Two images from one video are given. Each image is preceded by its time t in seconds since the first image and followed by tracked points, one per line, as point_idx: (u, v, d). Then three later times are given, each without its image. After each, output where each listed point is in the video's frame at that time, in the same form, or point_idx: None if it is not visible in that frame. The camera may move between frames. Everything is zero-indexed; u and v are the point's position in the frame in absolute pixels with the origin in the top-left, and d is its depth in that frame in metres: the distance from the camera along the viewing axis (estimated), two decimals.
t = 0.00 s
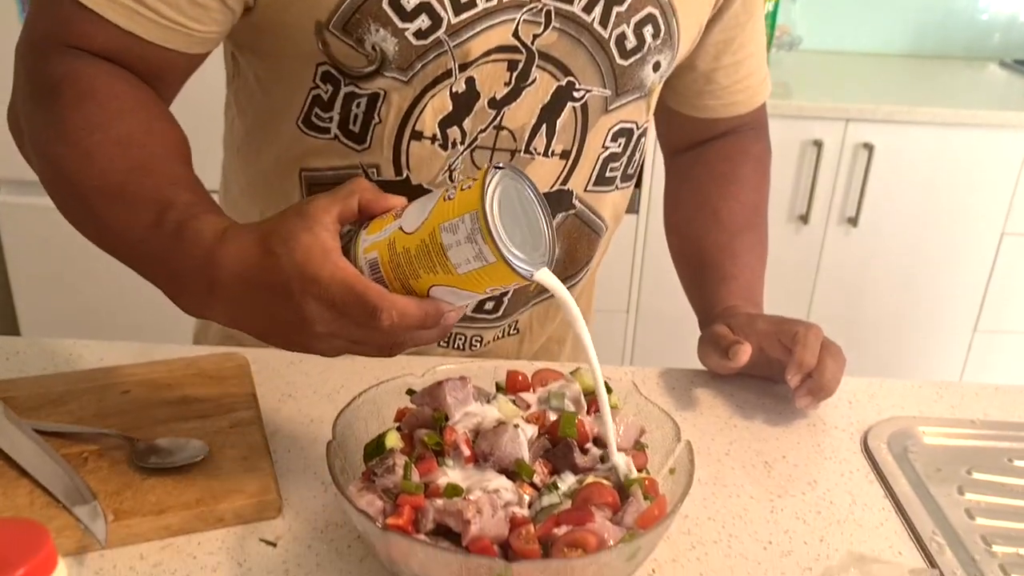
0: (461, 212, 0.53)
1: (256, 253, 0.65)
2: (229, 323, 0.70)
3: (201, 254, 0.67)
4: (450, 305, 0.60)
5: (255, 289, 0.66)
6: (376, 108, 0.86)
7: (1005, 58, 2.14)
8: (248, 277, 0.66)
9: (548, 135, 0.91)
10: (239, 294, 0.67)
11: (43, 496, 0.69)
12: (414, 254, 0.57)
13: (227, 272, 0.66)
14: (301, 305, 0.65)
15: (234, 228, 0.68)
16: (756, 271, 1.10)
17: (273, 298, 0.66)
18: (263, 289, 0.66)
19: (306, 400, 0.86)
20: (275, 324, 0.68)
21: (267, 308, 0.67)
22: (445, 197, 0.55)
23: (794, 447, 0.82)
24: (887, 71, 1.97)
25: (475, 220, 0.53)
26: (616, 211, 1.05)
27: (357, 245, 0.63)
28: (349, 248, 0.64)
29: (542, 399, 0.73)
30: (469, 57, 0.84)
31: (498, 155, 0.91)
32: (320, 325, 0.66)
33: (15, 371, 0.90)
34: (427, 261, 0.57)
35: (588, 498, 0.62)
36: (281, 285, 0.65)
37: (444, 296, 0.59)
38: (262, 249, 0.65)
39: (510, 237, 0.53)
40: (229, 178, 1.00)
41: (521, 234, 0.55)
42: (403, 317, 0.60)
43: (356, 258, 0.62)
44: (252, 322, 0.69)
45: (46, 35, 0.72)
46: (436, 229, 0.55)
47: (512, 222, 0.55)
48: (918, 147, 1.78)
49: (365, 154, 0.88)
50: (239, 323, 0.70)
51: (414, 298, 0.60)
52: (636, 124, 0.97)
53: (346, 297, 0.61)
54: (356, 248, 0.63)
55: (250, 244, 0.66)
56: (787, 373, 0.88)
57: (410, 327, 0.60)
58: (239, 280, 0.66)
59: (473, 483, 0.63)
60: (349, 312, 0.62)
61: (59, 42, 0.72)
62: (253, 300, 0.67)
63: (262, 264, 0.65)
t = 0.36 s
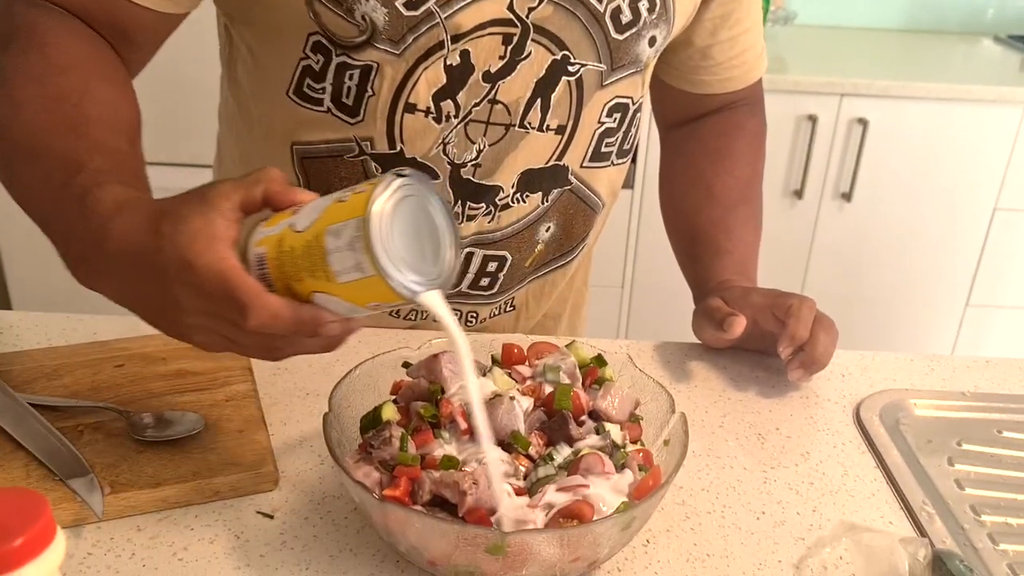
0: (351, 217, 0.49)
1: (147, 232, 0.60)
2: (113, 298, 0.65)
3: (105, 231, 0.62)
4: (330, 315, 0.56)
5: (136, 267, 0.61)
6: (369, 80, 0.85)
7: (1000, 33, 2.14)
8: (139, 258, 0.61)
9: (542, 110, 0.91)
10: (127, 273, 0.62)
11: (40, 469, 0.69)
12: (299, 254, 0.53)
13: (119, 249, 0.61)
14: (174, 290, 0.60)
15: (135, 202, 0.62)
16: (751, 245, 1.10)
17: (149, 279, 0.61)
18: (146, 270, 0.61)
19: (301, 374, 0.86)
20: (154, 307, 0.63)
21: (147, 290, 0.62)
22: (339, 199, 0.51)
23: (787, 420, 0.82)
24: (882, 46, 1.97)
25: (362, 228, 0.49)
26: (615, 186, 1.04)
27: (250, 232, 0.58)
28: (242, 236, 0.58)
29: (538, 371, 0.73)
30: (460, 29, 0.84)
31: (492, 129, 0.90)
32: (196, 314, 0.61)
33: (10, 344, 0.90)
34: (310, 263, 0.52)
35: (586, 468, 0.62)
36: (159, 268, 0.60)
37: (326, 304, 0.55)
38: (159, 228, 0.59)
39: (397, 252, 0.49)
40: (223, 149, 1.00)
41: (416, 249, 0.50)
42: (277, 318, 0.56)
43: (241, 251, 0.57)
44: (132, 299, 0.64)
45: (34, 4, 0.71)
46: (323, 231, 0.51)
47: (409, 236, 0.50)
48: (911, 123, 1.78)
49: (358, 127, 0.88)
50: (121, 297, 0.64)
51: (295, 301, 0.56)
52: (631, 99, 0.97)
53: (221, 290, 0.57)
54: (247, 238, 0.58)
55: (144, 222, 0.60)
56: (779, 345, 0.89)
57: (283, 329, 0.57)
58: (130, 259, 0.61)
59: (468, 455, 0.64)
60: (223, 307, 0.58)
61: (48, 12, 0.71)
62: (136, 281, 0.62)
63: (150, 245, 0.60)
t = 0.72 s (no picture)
0: (286, 201, 0.57)
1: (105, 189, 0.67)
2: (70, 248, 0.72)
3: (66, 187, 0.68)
4: (270, 286, 0.64)
5: (91, 224, 0.68)
6: (357, 58, 0.85)
7: (995, 19, 2.14)
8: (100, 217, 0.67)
9: (532, 90, 0.91)
10: (84, 228, 0.68)
11: (41, 446, 0.69)
12: (242, 226, 0.61)
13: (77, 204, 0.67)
14: (127, 250, 0.67)
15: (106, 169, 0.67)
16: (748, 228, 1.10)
17: (103, 235, 0.68)
18: (98, 227, 0.67)
19: (300, 353, 0.87)
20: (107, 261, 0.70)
21: (101, 247, 0.69)
22: (279, 182, 0.59)
23: (782, 400, 0.83)
24: (879, 32, 1.97)
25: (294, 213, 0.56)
26: (606, 169, 1.04)
27: (202, 198, 0.66)
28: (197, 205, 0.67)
29: (537, 350, 0.73)
30: (444, 4, 0.83)
31: (481, 110, 0.90)
32: (144, 274, 0.68)
33: (9, 323, 0.90)
34: (250, 236, 0.60)
35: (584, 446, 0.62)
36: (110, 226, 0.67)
37: (262, 272, 0.63)
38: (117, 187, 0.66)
39: (324, 234, 0.57)
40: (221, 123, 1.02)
41: (339, 230, 0.59)
42: (216, 282, 0.63)
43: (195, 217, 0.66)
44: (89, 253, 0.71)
45: None
46: (263, 210, 0.59)
47: (335, 221, 0.58)
48: (907, 108, 1.79)
49: (348, 106, 0.88)
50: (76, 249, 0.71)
51: (234, 266, 0.64)
52: (624, 81, 0.97)
53: (168, 254, 0.64)
54: (199, 205, 0.66)
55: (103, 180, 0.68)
56: (773, 326, 0.90)
57: (223, 293, 0.64)
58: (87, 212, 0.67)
59: (468, 434, 0.64)
60: (168, 268, 0.65)
61: None
62: (93, 237, 0.68)
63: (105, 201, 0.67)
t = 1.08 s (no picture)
0: (359, 179, 0.57)
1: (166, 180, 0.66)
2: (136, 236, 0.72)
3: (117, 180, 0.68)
4: (341, 255, 0.63)
5: (160, 213, 0.68)
6: (350, 48, 0.85)
7: (988, 9, 2.14)
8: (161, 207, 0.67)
9: (525, 81, 0.91)
10: (154, 218, 0.68)
11: (34, 442, 0.69)
12: (311, 206, 0.60)
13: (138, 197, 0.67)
14: (203, 235, 0.67)
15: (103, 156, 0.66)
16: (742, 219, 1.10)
17: (175, 223, 0.68)
18: (170, 216, 0.67)
19: (294, 347, 0.86)
20: (179, 246, 0.70)
21: (173, 233, 0.69)
22: (345, 159, 0.59)
23: (777, 390, 0.83)
24: (872, 23, 1.96)
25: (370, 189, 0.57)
26: (600, 161, 1.04)
27: (261, 180, 0.64)
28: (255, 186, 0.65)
29: (531, 342, 0.73)
30: None
31: (475, 99, 0.90)
32: (221, 255, 0.68)
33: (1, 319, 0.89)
34: (322, 215, 0.60)
35: (578, 437, 0.62)
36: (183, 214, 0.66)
37: (333, 246, 0.63)
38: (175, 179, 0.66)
39: (397, 207, 0.58)
40: (214, 115, 1.01)
41: (408, 201, 0.60)
42: (297, 260, 0.63)
43: (257, 197, 0.64)
44: (159, 241, 0.71)
45: None
46: (333, 188, 0.58)
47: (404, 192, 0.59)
48: (899, 99, 1.78)
49: (341, 95, 0.87)
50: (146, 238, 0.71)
51: (307, 243, 0.63)
52: (616, 72, 0.97)
53: (247, 237, 0.64)
54: (258, 187, 0.64)
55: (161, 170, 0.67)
56: (768, 314, 0.90)
57: (301, 269, 0.64)
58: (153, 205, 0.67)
59: (463, 426, 0.64)
60: (249, 250, 0.65)
61: None
62: (161, 226, 0.68)
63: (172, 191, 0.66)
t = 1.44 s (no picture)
0: (464, 173, 0.54)
1: (246, 188, 0.65)
2: (213, 250, 0.70)
3: (174, 183, 0.66)
4: (438, 259, 0.60)
5: (246, 223, 0.65)
6: (360, 45, 0.84)
7: (989, 10, 2.13)
8: (236, 218, 0.65)
9: (533, 79, 0.90)
10: (240, 228, 0.66)
11: (31, 442, 0.69)
12: (409, 206, 0.57)
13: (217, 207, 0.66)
14: (293, 243, 0.64)
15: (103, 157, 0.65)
16: (743, 221, 1.10)
17: (263, 231, 0.65)
18: (253, 224, 0.65)
19: (292, 347, 0.86)
20: (262, 256, 0.67)
21: (258, 244, 0.66)
22: (445, 154, 0.55)
23: (777, 394, 0.82)
24: (872, 24, 1.96)
25: (479, 183, 0.53)
26: (602, 159, 1.04)
27: (349, 183, 0.61)
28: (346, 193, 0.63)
29: (529, 344, 0.73)
30: None
31: (482, 98, 0.89)
32: (309, 264, 0.66)
33: None
34: (422, 216, 0.57)
35: (576, 440, 0.62)
36: (271, 222, 0.64)
37: (432, 248, 0.59)
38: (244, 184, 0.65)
39: (506, 202, 0.55)
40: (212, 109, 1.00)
41: (516, 197, 0.56)
42: (396, 267, 0.60)
43: (348, 200, 0.61)
44: (242, 253, 0.68)
45: None
46: (434, 185, 0.55)
47: (513, 187, 0.56)
48: (902, 100, 1.78)
49: (348, 93, 0.87)
50: (226, 251, 0.69)
51: (404, 247, 0.60)
52: (620, 70, 0.96)
53: (339, 244, 0.61)
54: (346, 190, 0.61)
55: (241, 178, 0.65)
56: (771, 315, 0.89)
57: (398, 276, 0.61)
58: (235, 214, 0.65)
59: (462, 428, 0.64)
60: (343, 258, 0.62)
61: None
62: (245, 236, 0.66)
63: (254, 199, 0.64)
